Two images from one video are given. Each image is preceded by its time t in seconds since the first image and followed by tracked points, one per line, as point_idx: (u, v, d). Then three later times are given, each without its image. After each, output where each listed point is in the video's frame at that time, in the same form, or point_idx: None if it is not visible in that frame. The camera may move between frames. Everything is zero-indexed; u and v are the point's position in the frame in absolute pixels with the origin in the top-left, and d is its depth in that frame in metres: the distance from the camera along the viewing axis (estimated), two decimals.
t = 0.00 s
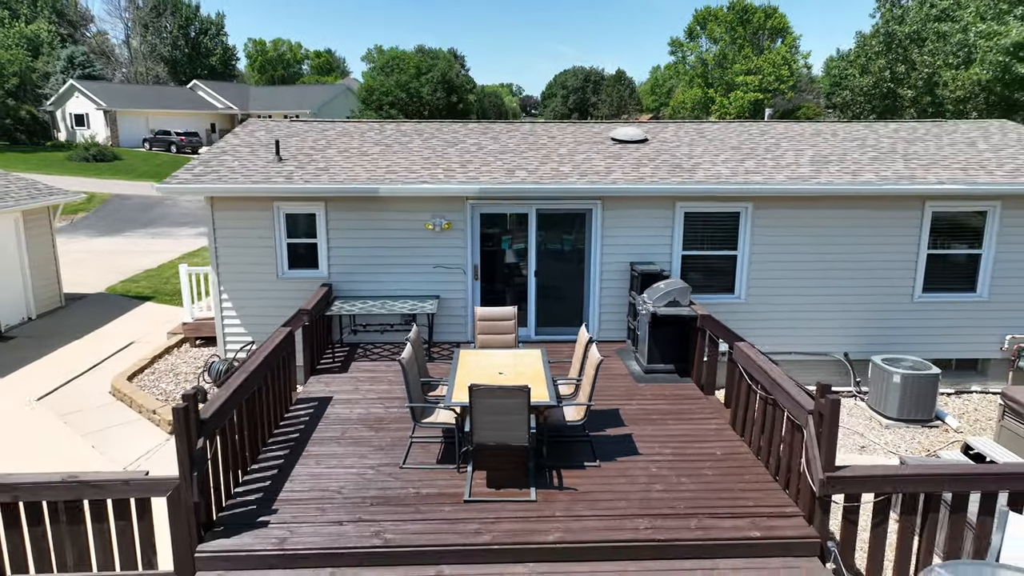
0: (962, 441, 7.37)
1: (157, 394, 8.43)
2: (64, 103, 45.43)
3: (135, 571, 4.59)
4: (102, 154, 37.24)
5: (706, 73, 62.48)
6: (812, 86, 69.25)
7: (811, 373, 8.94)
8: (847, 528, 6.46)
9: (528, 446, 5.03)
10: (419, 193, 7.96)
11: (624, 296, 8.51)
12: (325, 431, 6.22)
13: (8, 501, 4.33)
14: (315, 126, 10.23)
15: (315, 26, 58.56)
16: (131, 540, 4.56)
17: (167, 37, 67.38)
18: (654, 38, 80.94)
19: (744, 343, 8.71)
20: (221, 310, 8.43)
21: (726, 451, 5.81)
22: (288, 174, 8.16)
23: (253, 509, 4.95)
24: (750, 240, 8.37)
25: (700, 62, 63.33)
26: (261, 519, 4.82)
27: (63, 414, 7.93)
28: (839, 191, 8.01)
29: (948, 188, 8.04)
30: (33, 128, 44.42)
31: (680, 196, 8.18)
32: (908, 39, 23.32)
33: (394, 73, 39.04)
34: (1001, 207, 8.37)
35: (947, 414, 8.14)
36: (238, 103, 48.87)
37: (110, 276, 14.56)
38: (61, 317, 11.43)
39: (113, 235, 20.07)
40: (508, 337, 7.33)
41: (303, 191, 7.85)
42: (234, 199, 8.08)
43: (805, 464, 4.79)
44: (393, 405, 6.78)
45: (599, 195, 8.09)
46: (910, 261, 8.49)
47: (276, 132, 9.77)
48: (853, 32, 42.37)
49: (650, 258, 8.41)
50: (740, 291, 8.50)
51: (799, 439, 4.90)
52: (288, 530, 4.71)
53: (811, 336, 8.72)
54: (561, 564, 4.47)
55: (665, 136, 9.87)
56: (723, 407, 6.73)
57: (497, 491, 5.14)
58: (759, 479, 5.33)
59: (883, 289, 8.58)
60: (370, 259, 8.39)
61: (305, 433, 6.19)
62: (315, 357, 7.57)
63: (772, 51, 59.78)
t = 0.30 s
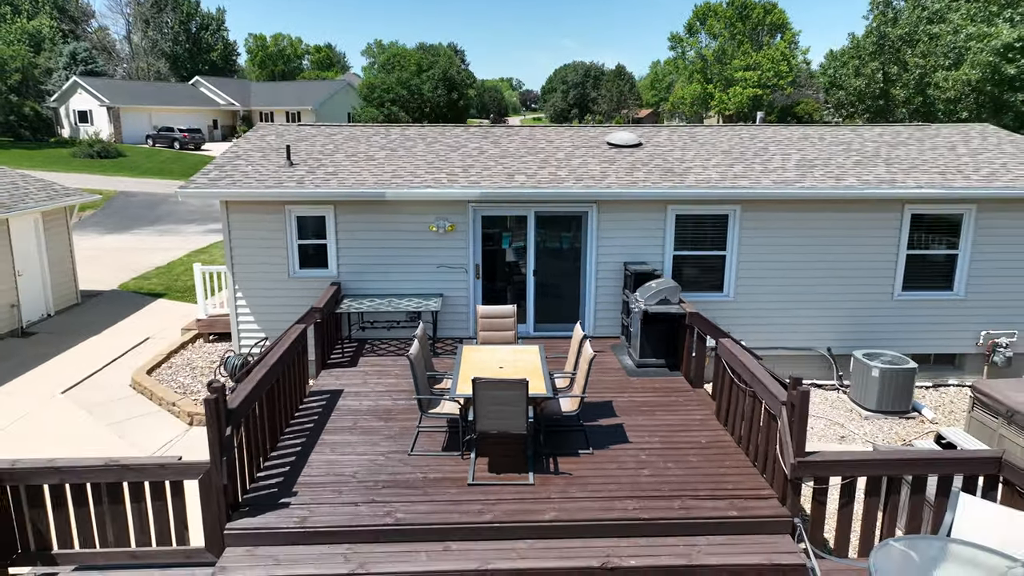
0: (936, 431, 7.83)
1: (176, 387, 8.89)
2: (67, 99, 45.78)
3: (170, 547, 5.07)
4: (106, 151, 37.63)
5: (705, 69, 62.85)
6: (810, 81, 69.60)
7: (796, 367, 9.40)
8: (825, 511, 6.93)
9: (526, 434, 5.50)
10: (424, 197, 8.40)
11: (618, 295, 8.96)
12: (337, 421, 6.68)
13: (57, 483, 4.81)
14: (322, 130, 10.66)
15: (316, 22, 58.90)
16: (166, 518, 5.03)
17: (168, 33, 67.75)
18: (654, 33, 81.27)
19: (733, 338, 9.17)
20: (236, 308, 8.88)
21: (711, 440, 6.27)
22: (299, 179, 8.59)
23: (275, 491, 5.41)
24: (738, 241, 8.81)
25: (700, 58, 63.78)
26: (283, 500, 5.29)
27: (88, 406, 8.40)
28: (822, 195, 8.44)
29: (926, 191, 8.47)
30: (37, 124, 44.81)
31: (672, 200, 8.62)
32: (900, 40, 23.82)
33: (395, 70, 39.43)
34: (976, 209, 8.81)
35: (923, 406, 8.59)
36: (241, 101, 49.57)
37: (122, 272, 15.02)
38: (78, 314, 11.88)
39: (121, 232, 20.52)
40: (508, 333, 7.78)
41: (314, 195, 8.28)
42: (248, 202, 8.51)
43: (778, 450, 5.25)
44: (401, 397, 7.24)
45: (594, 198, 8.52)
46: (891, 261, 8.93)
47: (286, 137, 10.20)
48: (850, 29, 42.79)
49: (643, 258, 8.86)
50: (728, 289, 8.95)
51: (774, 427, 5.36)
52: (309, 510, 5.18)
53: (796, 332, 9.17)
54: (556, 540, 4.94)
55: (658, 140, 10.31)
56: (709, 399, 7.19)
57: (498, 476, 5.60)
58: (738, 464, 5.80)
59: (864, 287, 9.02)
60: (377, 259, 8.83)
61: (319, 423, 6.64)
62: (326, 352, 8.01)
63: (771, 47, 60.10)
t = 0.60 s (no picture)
0: (910, 422, 8.34)
1: (193, 380, 9.39)
2: (70, 96, 46.14)
3: (199, 525, 5.59)
4: (111, 148, 38.07)
5: (704, 64, 63.41)
6: (808, 75, 69.96)
7: (782, 361, 9.90)
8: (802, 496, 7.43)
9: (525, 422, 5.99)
10: (428, 201, 8.87)
11: (612, 293, 9.44)
12: (350, 411, 7.18)
13: (99, 467, 5.33)
14: (330, 134, 11.12)
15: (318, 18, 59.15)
16: (197, 498, 5.54)
17: (169, 28, 68.10)
18: (653, 27, 81.65)
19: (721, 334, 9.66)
20: (250, 306, 9.37)
21: (696, 428, 6.77)
22: (310, 183, 9.06)
23: (294, 475, 5.91)
24: (726, 241, 9.29)
25: (699, 54, 64.21)
26: (302, 483, 5.79)
27: (112, 397, 8.91)
28: (805, 199, 8.92)
29: (904, 195, 8.94)
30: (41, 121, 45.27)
31: (663, 203, 9.09)
32: (893, 42, 23.89)
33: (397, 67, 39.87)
34: (952, 211, 9.28)
35: (900, 398, 9.10)
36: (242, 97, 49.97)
37: (134, 269, 15.52)
38: (94, 310, 12.37)
39: (130, 229, 21.02)
40: (508, 329, 8.27)
41: (324, 199, 8.75)
42: (261, 206, 8.98)
43: (755, 437, 5.75)
44: (408, 389, 7.74)
45: (590, 201, 9.00)
46: (871, 261, 9.41)
47: (296, 141, 10.67)
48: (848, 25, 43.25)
49: (636, 258, 9.34)
50: (716, 287, 9.43)
51: (752, 416, 5.85)
52: (327, 491, 5.68)
53: (781, 328, 9.66)
54: (553, 518, 5.44)
55: (652, 144, 10.79)
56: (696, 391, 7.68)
57: (499, 461, 6.10)
58: (720, 451, 6.29)
59: (846, 285, 9.51)
60: (384, 259, 9.31)
61: (332, 413, 7.14)
62: (335, 347, 8.50)
63: (769, 43, 60.55)
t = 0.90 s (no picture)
0: (886, 412, 8.85)
1: (209, 373, 9.91)
2: (74, 92, 46.53)
3: (226, 504, 6.12)
4: (116, 144, 38.50)
5: (703, 60, 63.90)
6: (806, 70, 70.33)
7: (768, 355, 10.43)
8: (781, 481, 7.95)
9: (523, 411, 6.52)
10: (431, 204, 9.37)
11: (606, 290, 9.95)
12: (360, 402, 7.70)
13: (136, 452, 5.86)
14: (337, 138, 11.61)
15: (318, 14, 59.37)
16: (223, 480, 6.07)
17: (171, 24, 68.41)
18: (653, 23, 82.01)
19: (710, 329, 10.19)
20: (263, 303, 9.89)
21: (682, 418, 7.29)
22: (321, 186, 9.55)
23: (311, 459, 6.45)
24: (714, 242, 9.79)
25: (698, 50, 64.71)
26: (318, 467, 6.32)
27: (134, 388, 9.44)
28: (789, 202, 9.42)
29: (883, 198, 9.43)
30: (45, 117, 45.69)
31: (654, 206, 9.58)
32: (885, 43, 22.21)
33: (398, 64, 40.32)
34: (929, 214, 9.78)
35: (878, 391, 9.62)
36: (244, 93, 50.39)
37: (146, 266, 16.04)
38: (111, 306, 12.88)
39: (139, 226, 21.52)
40: (507, 325, 8.79)
41: (333, 203, 9.24)
42: (274, 208, 9.48)
43: (734, 425, 6.26)
44: (413, 381, 8.27)
45: (585, 204, 9.49)
46: (852, 260, 9.93)
47: (305, 145, 11.16)
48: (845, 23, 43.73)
49: (629, 258, 9.84)
50: (705, 285, 9.94)
51: (731, 405, 6.38)
52: (342, 474, 6.22)
53: (767, 324, 10.18)
54: (548, 499, 5.97)
55: (645, 148, 11.29)
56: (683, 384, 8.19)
57: (499, 447, 6.63)
58: (703, 439, 6.81)
59: (829, 284, 10.02)
60: (391, 257, 9.81)
61: (344, 403, 7.66)
62: (345, 342, 9.01)
63: (768, 39, 60.94)
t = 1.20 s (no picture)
0: (863, 403, 9.41)
1: (226, 366, 10.47)
2: (78, 89, 46.96)
3: (250, 486, 6.67)
4: (121, 141, 38.96)
5: (702, 56, 64.29)
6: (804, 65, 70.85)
7: (754, 349, 10.98)
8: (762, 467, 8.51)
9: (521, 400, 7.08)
10: (435, 207, 9.91)
11: (600, 288, 10.49)
12: (369, 393, 8.25)
13: (169, 438, 6.42)
14: (344, 141, 12.15)
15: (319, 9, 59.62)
16: (247, 463, 6.62)
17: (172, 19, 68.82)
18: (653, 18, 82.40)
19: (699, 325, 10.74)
20: (276, 299, 10.43)
21: (669, 408, 7.85)
22: (330, 189, 10.08)
23: (326, 445, 7.01)
24: (703, 242, 10.33)
25: (698, 46, 65.14)
26: (333, 451, 6.89)
27: (156, 380, 9.99)
28: (774, 205, 9.94)
29: (863, 202, 9.96)
30: (49, 113, 46.13)
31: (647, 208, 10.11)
32: (876, 45, 22.26)
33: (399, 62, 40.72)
34: (908, 216, 10.29)
35: (858, 383, 10.18)
36: (246, 90, 50.83)
37: (158, 263, 16.59)
38: (127, 303, 13.44)
39: (148, 223, 22.07)
40: (507, 321, 9.34)
41: (342, 205, 9.78)
42: (286, 210, 10.01)
43: (716, 413, 6.80)
44: (419, 373, 8.84)
45: (581, 207, 10.01)
46: (834, 259, 10.47)
47: (314, 149, 11.69)
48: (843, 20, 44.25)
49: (623, 257, 10.38)
50: (695, 283, 10.48)
51: (712, 396, 6.94)
52: (356, 459, 6.79)
53: (753, 319, 10.73)
54: (544, 481, 6.54)
55: (639, 152, 11.83)
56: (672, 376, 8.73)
57: (499, 434, 7.19)
58: (688, 427, 7.36)
59: (812, 282, 10.57)
60: (396, 256, 10.36)
61: (354, 394, 8.22)
62: (353, 337, 9.56)
63: (767, 35, 61.42)
